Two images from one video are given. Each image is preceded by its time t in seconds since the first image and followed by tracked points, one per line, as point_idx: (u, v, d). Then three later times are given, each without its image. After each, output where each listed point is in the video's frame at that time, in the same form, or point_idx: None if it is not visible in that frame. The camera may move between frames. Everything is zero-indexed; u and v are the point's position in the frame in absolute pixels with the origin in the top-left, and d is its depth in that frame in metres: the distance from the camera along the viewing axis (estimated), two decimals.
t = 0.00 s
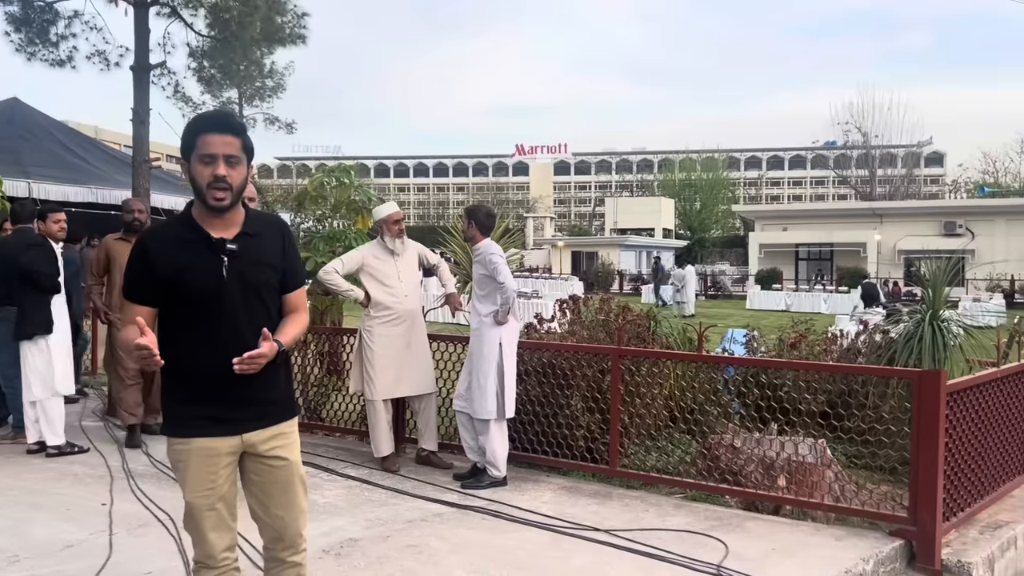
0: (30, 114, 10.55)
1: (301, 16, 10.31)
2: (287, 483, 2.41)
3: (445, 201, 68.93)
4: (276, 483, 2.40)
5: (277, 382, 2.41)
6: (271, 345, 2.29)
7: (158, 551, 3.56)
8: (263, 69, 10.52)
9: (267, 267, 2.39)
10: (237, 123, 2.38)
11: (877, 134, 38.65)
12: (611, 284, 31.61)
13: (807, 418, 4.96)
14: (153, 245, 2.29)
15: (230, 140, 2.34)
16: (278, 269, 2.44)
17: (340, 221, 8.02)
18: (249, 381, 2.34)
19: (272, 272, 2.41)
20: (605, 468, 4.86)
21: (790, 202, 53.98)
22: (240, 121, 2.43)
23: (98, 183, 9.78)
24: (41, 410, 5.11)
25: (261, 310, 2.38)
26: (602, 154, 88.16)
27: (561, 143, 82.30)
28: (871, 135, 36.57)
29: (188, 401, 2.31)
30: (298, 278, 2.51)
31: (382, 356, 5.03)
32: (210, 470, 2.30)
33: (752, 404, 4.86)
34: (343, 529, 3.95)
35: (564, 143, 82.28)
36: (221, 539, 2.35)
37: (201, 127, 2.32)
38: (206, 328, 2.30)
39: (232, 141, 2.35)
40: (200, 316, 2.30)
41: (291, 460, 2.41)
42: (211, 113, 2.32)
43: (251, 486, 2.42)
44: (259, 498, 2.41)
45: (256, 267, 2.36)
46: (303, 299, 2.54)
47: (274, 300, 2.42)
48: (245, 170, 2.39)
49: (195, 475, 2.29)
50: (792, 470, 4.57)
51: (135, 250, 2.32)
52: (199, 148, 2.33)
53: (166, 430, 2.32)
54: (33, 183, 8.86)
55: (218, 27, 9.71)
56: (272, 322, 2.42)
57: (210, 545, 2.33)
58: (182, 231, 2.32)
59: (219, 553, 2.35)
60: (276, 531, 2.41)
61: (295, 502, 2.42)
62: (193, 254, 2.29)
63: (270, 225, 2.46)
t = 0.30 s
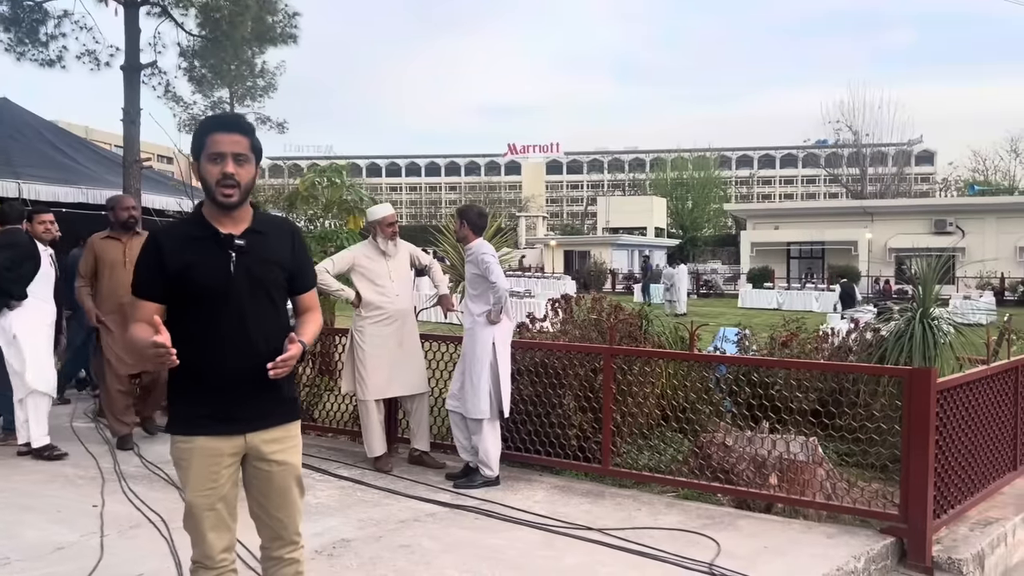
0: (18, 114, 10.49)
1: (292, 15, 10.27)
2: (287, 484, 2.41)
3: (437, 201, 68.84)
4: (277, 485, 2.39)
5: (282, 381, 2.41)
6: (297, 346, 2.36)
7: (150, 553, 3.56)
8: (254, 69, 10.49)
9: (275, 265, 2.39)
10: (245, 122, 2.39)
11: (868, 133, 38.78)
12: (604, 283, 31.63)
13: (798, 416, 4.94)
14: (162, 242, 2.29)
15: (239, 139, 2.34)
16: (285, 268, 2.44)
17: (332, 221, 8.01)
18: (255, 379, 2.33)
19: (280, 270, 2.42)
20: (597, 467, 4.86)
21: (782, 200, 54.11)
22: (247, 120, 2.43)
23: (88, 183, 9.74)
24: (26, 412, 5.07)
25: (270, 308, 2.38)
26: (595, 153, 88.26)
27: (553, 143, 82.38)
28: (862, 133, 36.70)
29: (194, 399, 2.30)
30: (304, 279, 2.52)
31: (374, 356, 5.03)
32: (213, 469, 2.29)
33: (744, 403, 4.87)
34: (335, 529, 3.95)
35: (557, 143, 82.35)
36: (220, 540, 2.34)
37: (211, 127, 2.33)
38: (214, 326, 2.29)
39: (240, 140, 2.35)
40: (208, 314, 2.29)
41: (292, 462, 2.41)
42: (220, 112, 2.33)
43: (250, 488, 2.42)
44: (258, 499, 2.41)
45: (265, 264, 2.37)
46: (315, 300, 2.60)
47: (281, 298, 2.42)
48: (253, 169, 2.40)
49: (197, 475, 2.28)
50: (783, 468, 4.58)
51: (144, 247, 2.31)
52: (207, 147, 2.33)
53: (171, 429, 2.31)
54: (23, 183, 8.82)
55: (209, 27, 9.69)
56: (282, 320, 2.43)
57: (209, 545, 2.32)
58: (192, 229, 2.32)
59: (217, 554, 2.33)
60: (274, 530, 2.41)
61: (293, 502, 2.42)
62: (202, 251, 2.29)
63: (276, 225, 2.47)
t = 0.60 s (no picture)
0: (12, 114, 10.46)
1: (287, 16, 10.25)
2: (300, 486, 2.40)
3: (433, 201, 68.80)
4: (292, 487, 2.38)
5: (304, 381, 2.40)
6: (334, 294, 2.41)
7: (146, 555, 3.55)
8: (249, 69, 10.46)
9: (304, 266, 2.41)
10: (293, 129, 2.42)
11: (862, 131, 38.80)
12: (600, 282, 31.64)
13: (793, 416, 4.92)
14: (195, 236, 2.32)
15: (285, 145, 2.37)
16: (313, 271, 2.45)
17: (328, 222, 8.01)
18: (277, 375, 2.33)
19: (309, 272, 2.42)
20: (593, 467, 4.87)
21: (777, 199, 54.18)
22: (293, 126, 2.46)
23: (82, 184, 9.73)
24: (13, 419, 5.10)
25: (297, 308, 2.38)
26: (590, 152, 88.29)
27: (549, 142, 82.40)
28: (856, 132, 36.77)
29: (217, 393, 2.30)
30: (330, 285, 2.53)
31: (370, 357, 5.03)
32: (233, 468, 2.28)
33: (740, 402, 4.88)
34: (332, 530, 3.94)
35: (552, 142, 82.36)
36: (234, 540, 2.32)
37: (259, 129, 2.35)
38: (241, 320, 2.30)
39: (286, 146, 2.38)
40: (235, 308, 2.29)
41: (307, 466, 2.40)
42: (269, 116, 2.36)
43: (262, 488, 2.40)
44: (269, 500, 2.40)
45: (294, 264, 2.38)
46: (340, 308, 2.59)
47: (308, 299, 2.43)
48: (294, 175, 2.42)
49: (215, 474, 2.27)
50: (779, 467, 4.59)
51: (178, 240, 2.34)
52: (253, 148, 2.35)
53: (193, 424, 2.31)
54: (17, 184, 8.79)
55: (203, 27, 9.67)
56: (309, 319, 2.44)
57: (223, 544, 2.30)
58: (226, 226, 2.35)
59: (230, 554, 2.31)
60: (283, 531, 2.40)
61: (305, 505, 2.41)
62: (233, 247, 2.31)
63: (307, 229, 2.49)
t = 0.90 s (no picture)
0: (11, 116, 10.46)
1: (285, 17, 10.24)
2: (316, 485, 2.41)
3: (432, 202, 68.81)
4: (308, 486, 2.40)
5: (324, 381, 2.40)
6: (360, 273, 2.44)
7: (145, 557, 3.56)
8: (248, 70, 10.45)
9: (331, 269, 2.40)
10: (322, 134, 2.41)
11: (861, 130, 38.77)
12: (599, 282, 31.66)
13: (794, 415, 4.92)
14: (226, 235, 2.33)
15: (315, 149, 2.36)
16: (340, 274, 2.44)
17: (328, 222, 8.01)
18: (300, 375, 2.34)
19: (336, 275, 2.41)
20: (594, 466, 4.88)
21: (777, 198, 54.18)
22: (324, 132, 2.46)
23: (82, 186, 9.74)
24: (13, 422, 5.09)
25: (321, 309, 2.38)
26: (589, 152, 88.27)
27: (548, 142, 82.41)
28: (855, 131, 36.77)
29: (237, 389, 2.30)
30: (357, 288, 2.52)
31: (370, 357, 5.02)
32: (252, 464, 2.29)
33: (739, 401, 4.88)
34: (332, 532, 3.95)
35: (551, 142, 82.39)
36: (249, 536, 2.32)
37: (291, 133, 2.35)
38: (268, 319, 2.29)
39: (316, 150, 2.37)
40: (260, 306, 2.29)
41: (324, 465, 2.41)
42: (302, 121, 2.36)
43: (277, 485, 2.41)
44: (283, 496, 2.41)
45: (322, 266, 2.37)
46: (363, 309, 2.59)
47: (334, 301, 2.42)
48: (324, 179, 2.41)
49: (235, 468, 2.28)
50: (779, 466, 4.59)
51: (210, 237, 2.34)
52: (285, 152, 2.35)
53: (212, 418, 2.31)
54: (16, 187, 8.80)
55: (202, 29, 9.67)
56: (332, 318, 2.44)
57: (237, 540, 2.31)
58: (257, 225, 2.35)
59: (244, 551, 2.32)
60: (294, 529, 2.41)
61: (318, 504, 2.43)
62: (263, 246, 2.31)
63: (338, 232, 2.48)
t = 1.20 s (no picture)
0: (11, 119, 10.45)
1: (285, 19, 10.24)
2: (323, 486, 2.41)
3: (432, 203, 68.80)
4: (314, 485, 2.39)
5: (335, 385, 2.40)
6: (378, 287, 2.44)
7: (147, 559, 3.55)
8: (248, 72, 10.45)
9: (346, 274, 2.40)
10: (341, 139, 2.42)
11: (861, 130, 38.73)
12: (600, 282, 31.64)
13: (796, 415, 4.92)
14: (245, 234, 2.32)
15: (334, 155, 2.37)
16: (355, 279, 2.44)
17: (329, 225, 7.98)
18: (313, 379, 2.33)
19: (351, 280, 2.42)
20: (596, 467, 4.89)
21: (777, 198, 54.13)
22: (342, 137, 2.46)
23: (82, 189, 9.74)
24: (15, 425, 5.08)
25: (335, 312, 2.38)
26: (589, 153, 88.31)
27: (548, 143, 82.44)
28: (855, 130, 36.75)
29: (248, 390, 2.30)
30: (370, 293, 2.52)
31: (371, 359, 5.01)
32: (258, 461, 2.29)
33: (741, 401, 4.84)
34: (334, 533, 3.94)
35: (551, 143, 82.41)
36: (254, 535, 2.32)
37: (310, 139, 2.36)
38: (282, 323, 2.29)
39: (335, 156, 2.38)
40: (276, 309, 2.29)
41: (331, 466, 2.41)
42: (321, 126, 2.36)
43: (284, 483, 2.41)
44: (290, 496, 2.41)
45: (337, 271, 2.37)
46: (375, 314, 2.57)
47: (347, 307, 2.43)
48: (341, 184, 2.41)
49: (242, 466, 2.28)
50: (781, 465, 4.58)
51: (228, 236, 2.34)
52: (304, 157, 2.35)
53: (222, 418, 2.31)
54: (16, 190, 8.79)
55: (202, 31, 9.68)
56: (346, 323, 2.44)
57: (242, 538, 2.30)
58: (275, 227, 2.35)
59: (248, 549, 2.32)
60: (300, 528, 2.41)
61: (325, 504, 2.42)
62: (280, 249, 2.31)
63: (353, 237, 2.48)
